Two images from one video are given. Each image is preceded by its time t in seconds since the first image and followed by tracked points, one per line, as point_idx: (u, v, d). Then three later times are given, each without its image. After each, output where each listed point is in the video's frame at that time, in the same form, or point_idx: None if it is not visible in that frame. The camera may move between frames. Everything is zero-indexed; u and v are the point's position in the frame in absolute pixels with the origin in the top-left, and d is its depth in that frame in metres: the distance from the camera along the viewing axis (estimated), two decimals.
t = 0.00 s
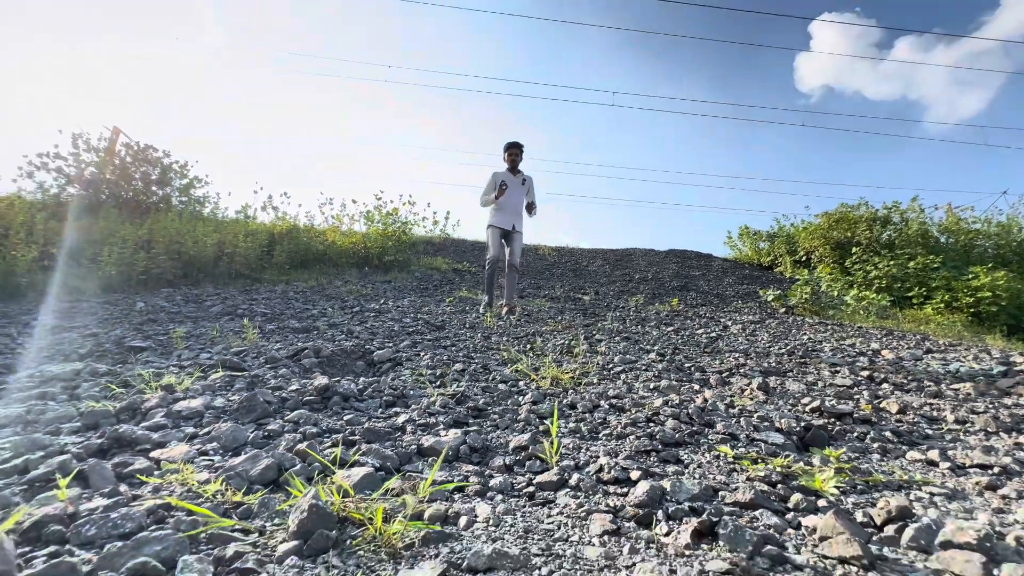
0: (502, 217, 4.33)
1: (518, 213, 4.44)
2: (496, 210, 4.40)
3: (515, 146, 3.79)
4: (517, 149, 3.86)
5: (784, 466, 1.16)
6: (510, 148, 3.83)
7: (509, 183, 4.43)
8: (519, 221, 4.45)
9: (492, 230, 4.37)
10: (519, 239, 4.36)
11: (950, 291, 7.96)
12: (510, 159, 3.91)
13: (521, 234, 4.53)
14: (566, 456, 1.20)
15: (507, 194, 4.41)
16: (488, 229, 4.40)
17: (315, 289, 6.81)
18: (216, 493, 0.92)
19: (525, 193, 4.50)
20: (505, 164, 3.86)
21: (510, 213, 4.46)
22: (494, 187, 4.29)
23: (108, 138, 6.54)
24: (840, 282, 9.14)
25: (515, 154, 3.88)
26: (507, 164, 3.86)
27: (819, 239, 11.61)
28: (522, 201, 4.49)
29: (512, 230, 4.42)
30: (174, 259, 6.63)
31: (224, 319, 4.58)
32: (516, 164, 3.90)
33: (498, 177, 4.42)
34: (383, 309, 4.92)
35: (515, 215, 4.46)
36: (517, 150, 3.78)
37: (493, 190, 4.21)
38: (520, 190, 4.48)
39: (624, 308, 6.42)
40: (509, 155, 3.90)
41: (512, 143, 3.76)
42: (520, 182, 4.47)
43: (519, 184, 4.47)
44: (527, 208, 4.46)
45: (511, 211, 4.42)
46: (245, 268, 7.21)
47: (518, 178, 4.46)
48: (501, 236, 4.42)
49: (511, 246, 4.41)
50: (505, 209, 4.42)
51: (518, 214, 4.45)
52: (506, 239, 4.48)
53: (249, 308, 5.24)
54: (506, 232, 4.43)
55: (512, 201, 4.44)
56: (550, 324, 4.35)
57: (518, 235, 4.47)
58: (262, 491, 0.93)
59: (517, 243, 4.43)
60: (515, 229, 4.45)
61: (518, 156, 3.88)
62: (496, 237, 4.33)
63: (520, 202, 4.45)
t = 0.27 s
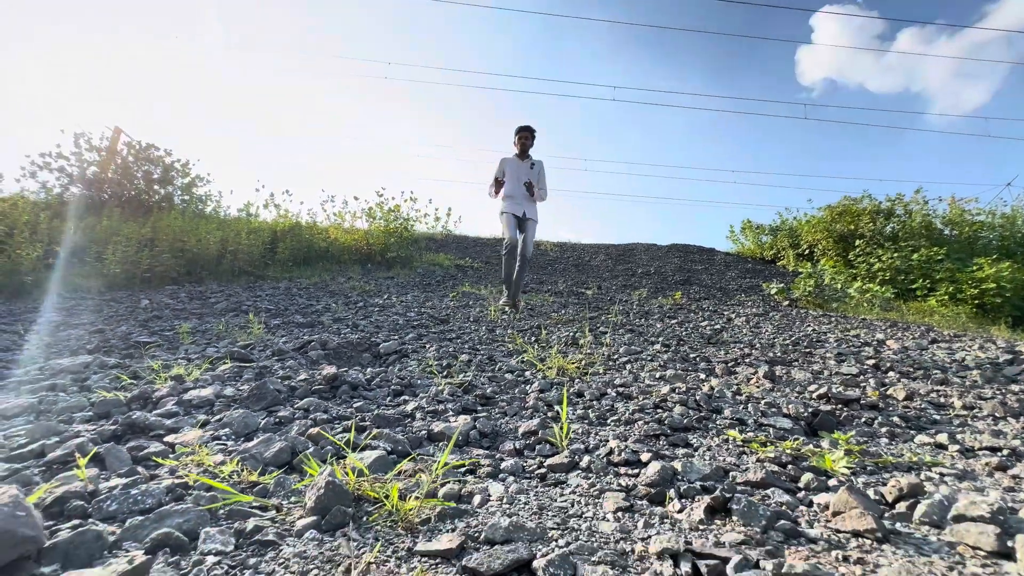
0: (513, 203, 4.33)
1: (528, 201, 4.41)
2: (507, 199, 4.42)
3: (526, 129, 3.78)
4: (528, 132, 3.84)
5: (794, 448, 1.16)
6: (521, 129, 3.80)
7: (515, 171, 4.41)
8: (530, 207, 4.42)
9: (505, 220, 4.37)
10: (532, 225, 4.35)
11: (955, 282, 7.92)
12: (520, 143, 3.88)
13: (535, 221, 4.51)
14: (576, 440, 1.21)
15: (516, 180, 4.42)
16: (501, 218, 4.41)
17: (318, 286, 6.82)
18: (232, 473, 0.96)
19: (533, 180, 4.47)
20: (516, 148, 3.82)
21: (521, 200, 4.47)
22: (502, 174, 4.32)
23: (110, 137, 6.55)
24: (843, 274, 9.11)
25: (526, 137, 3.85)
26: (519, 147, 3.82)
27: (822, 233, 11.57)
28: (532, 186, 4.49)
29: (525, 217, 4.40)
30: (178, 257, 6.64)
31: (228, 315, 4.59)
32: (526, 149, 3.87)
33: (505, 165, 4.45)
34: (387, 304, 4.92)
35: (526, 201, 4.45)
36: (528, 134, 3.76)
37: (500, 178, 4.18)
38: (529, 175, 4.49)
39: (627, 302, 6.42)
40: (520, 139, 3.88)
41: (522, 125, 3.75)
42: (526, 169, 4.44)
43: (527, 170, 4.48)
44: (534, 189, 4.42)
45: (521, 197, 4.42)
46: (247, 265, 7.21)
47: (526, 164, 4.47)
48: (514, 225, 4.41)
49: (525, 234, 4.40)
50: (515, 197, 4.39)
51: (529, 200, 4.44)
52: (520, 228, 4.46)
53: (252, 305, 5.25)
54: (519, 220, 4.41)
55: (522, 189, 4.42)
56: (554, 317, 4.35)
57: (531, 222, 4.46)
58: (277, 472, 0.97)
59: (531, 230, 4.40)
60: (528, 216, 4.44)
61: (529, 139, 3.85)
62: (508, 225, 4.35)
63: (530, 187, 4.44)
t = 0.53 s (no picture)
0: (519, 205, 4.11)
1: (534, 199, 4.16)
2: (514, 201, 4.21)
3: (524, 125, 3.78)
4: (527, 128, 3.84)
5: (788, 434, 1.18)
6: (519, 126, 3.79)
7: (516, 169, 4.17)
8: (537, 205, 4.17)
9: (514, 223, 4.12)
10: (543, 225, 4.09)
11: (950, 280, 7.96)
12: (520, 140, 3.86)
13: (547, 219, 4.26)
14: (573, 427, 1.23)
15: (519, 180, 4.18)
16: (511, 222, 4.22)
17: (316, 285, 6.82)
18: (233, 456, 0.99)
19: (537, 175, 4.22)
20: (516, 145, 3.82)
21: (528, 199, 4.23)
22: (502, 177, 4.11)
23: (106, 138, 6.53)
24: (839, 272, 9.16)
25: (525, 134, 3.84)
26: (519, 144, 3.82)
27: (819, 231, 11.62)
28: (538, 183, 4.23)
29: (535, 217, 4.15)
30: (175, 257, 6.63)
31: (226, 314, 4.58)
32: (526, 145, 3.86)
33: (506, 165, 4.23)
34: (385, 303, 4.93)
35: (533, 200, 4.20)
36: (527, 130, 3.77)
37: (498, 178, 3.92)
38: (533, 172, 4.24)
39: (625, 300, 6.44)
40: (519, 135, 3.87)
41: (522, 121, 3.75)
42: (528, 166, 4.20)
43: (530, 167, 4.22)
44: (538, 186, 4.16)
45: (527, 197, 4.19)
46: (245, 264, 7.19)
47: (528, 160, 4.21)
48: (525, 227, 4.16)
49: (538, 234, 4.17)
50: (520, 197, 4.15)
51: (536, 199, 4.20)
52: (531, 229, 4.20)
53: (251, 304, 5.25)
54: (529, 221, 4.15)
55: (527, 188, 4.17)
56: (552, 314, 4.37)
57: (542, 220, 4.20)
58: (277, 456, 1.00)
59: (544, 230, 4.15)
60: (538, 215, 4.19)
61: (528, 135, 3.84)
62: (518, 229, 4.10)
63: (535, 185, 4.19)
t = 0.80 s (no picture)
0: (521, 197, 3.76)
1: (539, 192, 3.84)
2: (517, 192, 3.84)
3: (526, 119, 3.80)
4: (528, 123, 3.86)
5: (777, 430, 1.20)
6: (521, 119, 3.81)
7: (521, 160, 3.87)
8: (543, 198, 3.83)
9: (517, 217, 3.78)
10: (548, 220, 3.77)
11: (939, 282, 8.06)
12: (522, 132, 3.84)
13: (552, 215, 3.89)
14: (565, 425, 1.24)
15: (522, 171, 3.85)
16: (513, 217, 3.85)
17: (309, 288, 6.80)
18: (223, 452, 0.99)
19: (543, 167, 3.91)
20: (518, 137, 3.80)
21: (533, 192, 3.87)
22: (505, 166, 3.78)
23: (96, 140, 6.48)
24: (830, 275, 9.24)
25: (526, 126, 3.84)
26: (521, 137, 3.81)
27: (810, 234, 11.73)
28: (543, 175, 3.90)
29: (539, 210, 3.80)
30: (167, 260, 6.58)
31: (217, 318, 4.55)
32: (528, 137, 3.84)
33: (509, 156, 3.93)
34: (378, 306, 4.91)
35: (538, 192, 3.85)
36: (527, 125, 3.80)
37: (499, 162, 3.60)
38: (539, 164, 3.91)
39: (618, 302, 6.46)
40: (521, 129, 3.87)
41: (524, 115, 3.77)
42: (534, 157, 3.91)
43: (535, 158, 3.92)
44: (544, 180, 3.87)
45: (530, 189, 3.83)
46: (237, 268, 7.14)
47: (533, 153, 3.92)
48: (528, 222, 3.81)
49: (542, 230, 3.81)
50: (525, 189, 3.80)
51: (541, 191, 3.84)
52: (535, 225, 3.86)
53: (243, 307, 5.21)
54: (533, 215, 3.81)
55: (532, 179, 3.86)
56: (545, 317, 4.38)
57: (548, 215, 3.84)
58: (267, 453, 1.00)
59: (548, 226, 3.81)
60: (542, 208, 3.83)
61: (530, 129, 3.84)
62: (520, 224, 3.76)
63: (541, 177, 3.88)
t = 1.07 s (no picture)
0: (529, 204, 3.73)
1: (547, 200, 3.82)
2: (524, 199, 3.81)
3: (536, 124, 3.78)
4: (538, 130, 3.85)
5: (760, 428, 1.21)
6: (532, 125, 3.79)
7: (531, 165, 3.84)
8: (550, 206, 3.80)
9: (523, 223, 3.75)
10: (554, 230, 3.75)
11: (922, 285, 8.19)
12: (532, 140, 3.83)
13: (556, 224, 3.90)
14: (551, 425, 1.24)
15: (530, 178, 3.81)
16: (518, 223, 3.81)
17: (298, 294, 6.74)
18: (203, 454, 0.99)
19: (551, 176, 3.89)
20: (528, 144, 3.80)
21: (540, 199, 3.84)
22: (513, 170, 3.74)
23: (81, 145, 6.39)
24: (817, 279, 9.36)
25: (535, 135, 3.84)
26: (530, 144, 3.80)
27: (797, 239, 11.89)
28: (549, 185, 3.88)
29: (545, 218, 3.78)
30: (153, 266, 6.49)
31: (203, 324, 4.49)
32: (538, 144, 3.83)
33: (517, 161, 3.88)
34: (367, 311, 4.88)
35: (546, 201, 3.83)
36: (537, 132, 3.80)
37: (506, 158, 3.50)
38: (547, 171, 3.89)
39: (609, 307, 6.48)
40: (531, 136, 3.85)
41: (534, 121, 3.74)
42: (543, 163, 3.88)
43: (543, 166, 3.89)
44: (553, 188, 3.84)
45: (537, 196, 3.80)
46: (225, 273, 7.04)
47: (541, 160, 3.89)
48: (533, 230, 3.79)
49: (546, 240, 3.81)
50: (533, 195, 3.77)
51: (547, 199, 3.83)
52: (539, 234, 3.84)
53: (230, 313, 5.15)
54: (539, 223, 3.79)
55: (540, 187, 3.83)
56: (535, 321, 4.38)
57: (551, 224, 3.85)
58: (249, 455, 1.00)
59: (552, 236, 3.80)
60: (547, 216, 3.82)
61: (540, 136, 3.83)
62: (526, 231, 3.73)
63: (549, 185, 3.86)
